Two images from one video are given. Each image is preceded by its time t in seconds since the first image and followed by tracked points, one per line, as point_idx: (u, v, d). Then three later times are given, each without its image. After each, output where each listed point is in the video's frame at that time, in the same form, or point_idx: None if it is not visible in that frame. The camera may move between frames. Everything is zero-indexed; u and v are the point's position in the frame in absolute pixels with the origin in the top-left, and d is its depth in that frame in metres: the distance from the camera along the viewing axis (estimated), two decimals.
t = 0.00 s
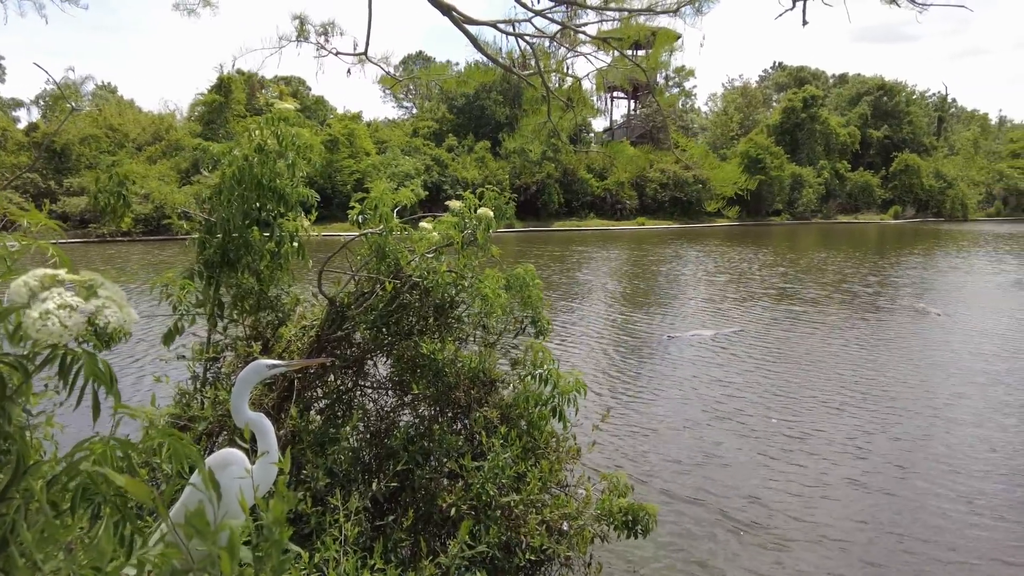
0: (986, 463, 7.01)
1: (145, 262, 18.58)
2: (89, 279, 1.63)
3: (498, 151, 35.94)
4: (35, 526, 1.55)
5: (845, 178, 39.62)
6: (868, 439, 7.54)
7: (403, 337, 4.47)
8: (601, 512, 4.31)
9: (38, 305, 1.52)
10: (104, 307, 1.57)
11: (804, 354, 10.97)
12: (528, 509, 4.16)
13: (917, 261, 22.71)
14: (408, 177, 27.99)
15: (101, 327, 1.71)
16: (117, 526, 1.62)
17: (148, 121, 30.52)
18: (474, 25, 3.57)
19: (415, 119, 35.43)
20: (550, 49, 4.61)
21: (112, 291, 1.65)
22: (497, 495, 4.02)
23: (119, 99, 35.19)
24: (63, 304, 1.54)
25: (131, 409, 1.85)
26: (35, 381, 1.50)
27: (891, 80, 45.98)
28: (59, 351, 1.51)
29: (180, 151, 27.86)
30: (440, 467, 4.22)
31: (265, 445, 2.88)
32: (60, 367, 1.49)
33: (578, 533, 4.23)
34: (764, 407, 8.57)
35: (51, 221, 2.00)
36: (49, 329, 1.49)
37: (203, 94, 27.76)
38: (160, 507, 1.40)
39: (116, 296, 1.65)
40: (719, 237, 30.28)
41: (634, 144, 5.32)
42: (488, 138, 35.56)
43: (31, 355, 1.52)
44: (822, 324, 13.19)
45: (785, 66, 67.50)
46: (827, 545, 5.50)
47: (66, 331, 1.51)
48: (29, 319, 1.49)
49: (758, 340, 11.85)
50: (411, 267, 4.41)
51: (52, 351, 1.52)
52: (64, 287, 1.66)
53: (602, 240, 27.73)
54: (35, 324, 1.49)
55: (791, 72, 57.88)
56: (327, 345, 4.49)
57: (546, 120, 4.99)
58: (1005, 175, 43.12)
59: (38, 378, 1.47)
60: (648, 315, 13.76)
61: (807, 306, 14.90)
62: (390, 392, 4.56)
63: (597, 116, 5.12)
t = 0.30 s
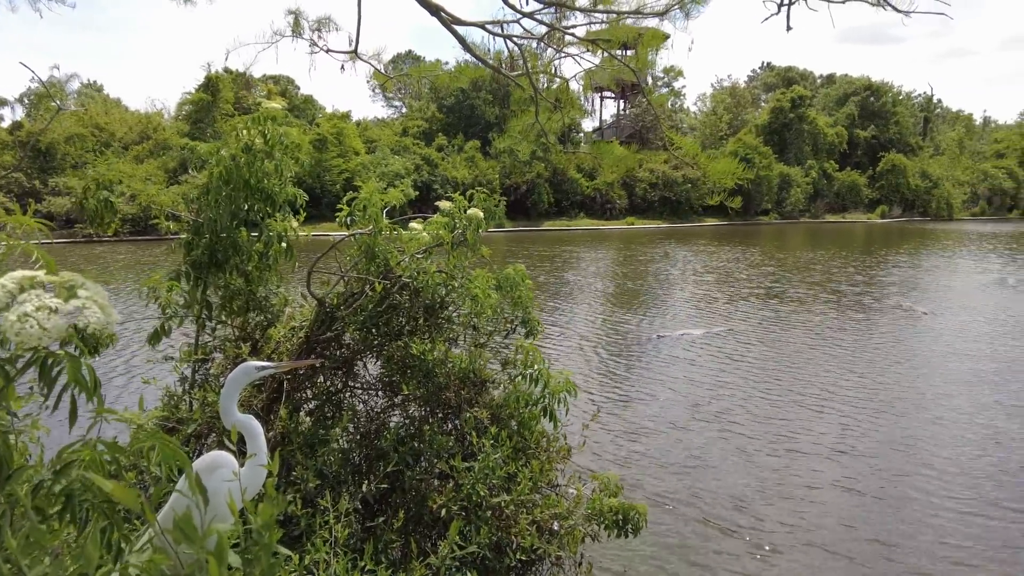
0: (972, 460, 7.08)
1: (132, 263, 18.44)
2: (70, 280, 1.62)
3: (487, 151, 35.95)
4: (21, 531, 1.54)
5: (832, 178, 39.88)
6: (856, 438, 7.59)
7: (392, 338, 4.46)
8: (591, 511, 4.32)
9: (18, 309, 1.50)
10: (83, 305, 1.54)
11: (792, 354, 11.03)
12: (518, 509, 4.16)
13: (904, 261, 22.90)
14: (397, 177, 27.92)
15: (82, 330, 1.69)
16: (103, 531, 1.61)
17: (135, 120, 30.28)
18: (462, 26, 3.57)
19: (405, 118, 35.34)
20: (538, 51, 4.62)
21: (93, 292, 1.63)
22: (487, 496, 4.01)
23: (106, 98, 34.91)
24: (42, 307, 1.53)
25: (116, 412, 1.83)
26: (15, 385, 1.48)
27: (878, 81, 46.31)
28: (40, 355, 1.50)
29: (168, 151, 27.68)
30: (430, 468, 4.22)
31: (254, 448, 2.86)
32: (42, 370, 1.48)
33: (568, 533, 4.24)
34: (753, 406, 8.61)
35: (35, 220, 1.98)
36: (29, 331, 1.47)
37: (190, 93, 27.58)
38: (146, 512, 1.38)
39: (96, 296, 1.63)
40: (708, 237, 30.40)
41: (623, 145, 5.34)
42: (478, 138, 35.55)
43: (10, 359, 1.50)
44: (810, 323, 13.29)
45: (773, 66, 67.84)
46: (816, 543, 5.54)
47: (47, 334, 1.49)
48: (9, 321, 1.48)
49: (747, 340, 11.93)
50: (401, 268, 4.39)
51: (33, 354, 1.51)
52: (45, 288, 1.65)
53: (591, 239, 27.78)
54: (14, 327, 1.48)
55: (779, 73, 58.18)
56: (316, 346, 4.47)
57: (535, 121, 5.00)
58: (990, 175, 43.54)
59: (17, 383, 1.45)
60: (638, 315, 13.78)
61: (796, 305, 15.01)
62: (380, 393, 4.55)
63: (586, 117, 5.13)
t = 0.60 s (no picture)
0: (956, 457, 7.16)
1: (119, 263, 18.33)
2: (59, 282, 1.61)
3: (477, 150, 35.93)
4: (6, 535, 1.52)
5: (819, 177, 40.17)
6: (843, 435, 7.66)
7: (382, 337, 4.45)
8: (580, 509, 4.34)
9: (5, 309, 1.49)
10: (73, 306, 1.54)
11: (780, 352, 11.11)
12: (508, 508, 4.18)
13: (890, 259, 23.11)
14: (386, 176, 27.89)
15: (70, 331, 1.69)
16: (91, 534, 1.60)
17: (121, 118, 30.05)
18: (449, 26, 3.57)
19: (394, 117, 35.24)
20: (525, 50, 4.63)
21: (82, 293, 1.63)
22: (477, 495, 4.03)
23: (91, 96, 34.63)
24: (31, 307, 1.52)
25: (104, 413, 1.83)
26: (1, 385, 1.47)
27: (864, 81, 46.67)
28: (27, 355, 1.49)
29: (154, 149, 27.50)
30: (420, 468, 4.22)
31: (242, 449, 2.86)
32: (30, 372, 1.47)
33: (558, 531, 4.26)
34: (740, 404, 8.67)
35: (20, 219, 1.96)
36: (16, 333, 1.47)
37: (177, 91, 27.33)
38: (136, 515, 1.38)
39: (86, 297, 1.62)
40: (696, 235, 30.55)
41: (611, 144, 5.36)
42: (467, 137, 35.51)
43: None
44: (797, 321, 13.40)
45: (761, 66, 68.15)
46: (804, 540, 5.58)
47: (35, 335, 1.49)
48: None
49: (736, 338, 12.01)
50: (390, 268, 4.39)
51: (20, 355, 1.50)
52: (32, 290, 1.64)
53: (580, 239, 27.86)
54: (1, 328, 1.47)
55: (767, 72, 58.48)
56: (304, 346, 4.45)
57: (522, 120, 5.01)
58: (974, 174, 43.99)
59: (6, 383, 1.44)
60: (627, 314, 13.81)
61: (783, 304, 15.13)
62: (369, 393, 4.55)
63: (573, 115, 5.14)
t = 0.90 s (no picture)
0: (939, 451, 7.26)
1: (105, 261, 18.17)
2: (43, 281, 1.61)
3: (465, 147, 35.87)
4: None
5: (806, 174, 40.45)
6: (830, 432, 7.70)
7: (371, 335, 4.44)
8: (570, 505, 4.36)
9: None
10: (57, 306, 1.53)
11: (767, 349, 11.16)
12: (497, 505, 4.19)
13: (875, 256, 23.34)
14: (374, 173, 27.79)
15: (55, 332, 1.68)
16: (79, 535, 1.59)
17: (106, 115, 29.77)
18: (435, 22, 3.56)
19: (382, 113, 35.14)
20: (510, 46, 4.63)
21: (67, 293, 1.62)
22: (467, 492, 4.03)
23: (75, 93, 34.27)
24: (15, 308, 1.51)
25: (90, 413, 1.82)
26: None
27: (850, 78, 47.01)
28: (12, 355, 1.48)
29: (140, 147, 27.26)
30: (410, 465, 4.22)
31: (231, 448, 2.84)
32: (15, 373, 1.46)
33: (547, 527, 4.28)
34: (728, 399, 8.74)
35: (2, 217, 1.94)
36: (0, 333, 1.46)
37: (162, 87, 27.10)
38: (126, 514, 1.38)
39: (71, 297, 1.62)
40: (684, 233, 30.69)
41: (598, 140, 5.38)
42: (456, 134, 35.44)
43: None
44: (784, 317, 13.52)
45: (748, 63, 68.46)
46: (792, 537, 5.61)
47: (19, 334, 1.48)
48: None
49: (723, 334, 12.10)
50: (379, 265, 4.39)
51: (5, 355, 1.49)
52: (16, 290, 1.63)
53: (569, 236, 27.91)
54: None
55: (754, 70, 58.76)
56: (293, 344, 4.43)
57: (509, 116, 5.01)
58: (958, 172, 44.45)
59: None
60: (616, 311, 13.86)
61: (770, 300, 15.25)
62: (358, 391, 4.54)
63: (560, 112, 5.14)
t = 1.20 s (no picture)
0: (922, 443, 7.36)
1: (88, 259, 17.97)
2: (30, 280, 1.60)
3: (453, 143, 35.77)
4: None
5: (792, 170, 40.70)
6: (816, 427, 7.74)
7: (358, 332, 4.42)
8: (558, 500, 4.38)
9: None
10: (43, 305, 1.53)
11: (754, 344, 11.23)
12: (486, 501, 4.20)
13: (860, 251, 23.54)
14: (361, 170, 27.66)
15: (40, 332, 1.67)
16: (63, 536, 1.58)
17: (88, 110, 29.41)
18: (423, 17, 3.56)
19: (369, 109, 34.97)
20: (495, 41, 4.65)
21: (55, 292, 1.62)
22: (456, 488, 4.03)
23: (56, 89, 33.82)
24: (3, 306, 1.51)
25: (76, 413, 1.81)
26: None
27: (836, 75, 47.34)
28: None
29: (123, 142, 26.96)
30: (398, 462, 4.22)
31: (218, 447, 2.83)
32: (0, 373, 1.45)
33: (536, 522, 4.28)
34: (715, 394, 8.80)
35: None
36: None
37: (146, 83, 26.79)
38: (110, 516, 1.37)
39: (59, 296, 1.61)
40: (672, 229, 30.81)
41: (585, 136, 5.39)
42: (443, 130, 35.34)
43: None
44: (770, 313, 13.62)
45: (734, 60, 68.68)
46: (780, 531, 5.63)
47: (7, 333, 1.47)
48: None
49: (711, 329, 12.18)
50: (366, 262, 4.38)
51: None
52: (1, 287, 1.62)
53: (558, 232, 27.92)
54: None
55: (741, 67, 59.04)
56: (280, 342, 4.41)
57: (496, 112, 5.01)
58: (941, 168, 44.91)
59: None
60: (604, 307, 13.88)
61: (757, 296, 15.35)
62: (346, 388, 4.53)
63: (546, 108, 5.15)
